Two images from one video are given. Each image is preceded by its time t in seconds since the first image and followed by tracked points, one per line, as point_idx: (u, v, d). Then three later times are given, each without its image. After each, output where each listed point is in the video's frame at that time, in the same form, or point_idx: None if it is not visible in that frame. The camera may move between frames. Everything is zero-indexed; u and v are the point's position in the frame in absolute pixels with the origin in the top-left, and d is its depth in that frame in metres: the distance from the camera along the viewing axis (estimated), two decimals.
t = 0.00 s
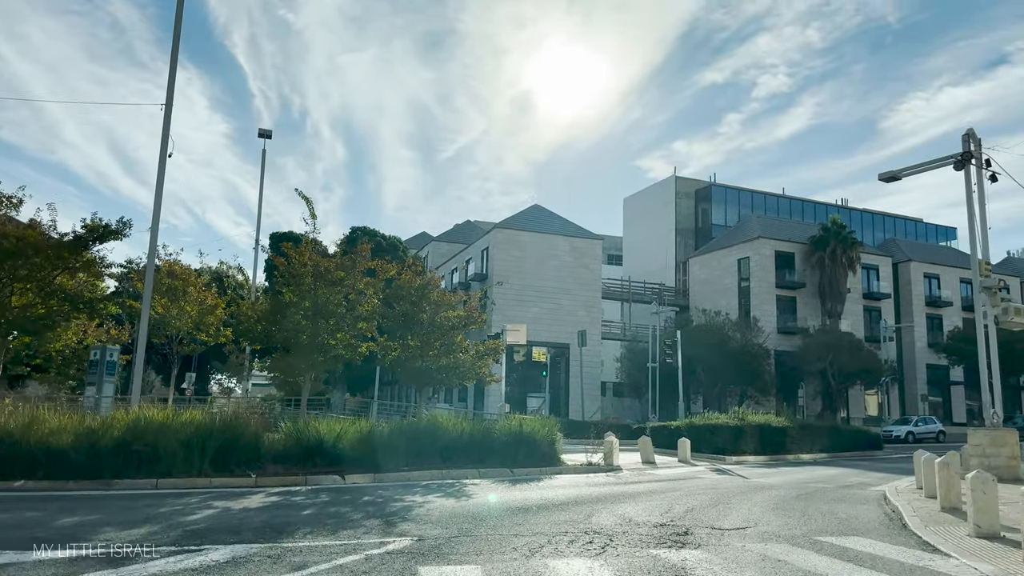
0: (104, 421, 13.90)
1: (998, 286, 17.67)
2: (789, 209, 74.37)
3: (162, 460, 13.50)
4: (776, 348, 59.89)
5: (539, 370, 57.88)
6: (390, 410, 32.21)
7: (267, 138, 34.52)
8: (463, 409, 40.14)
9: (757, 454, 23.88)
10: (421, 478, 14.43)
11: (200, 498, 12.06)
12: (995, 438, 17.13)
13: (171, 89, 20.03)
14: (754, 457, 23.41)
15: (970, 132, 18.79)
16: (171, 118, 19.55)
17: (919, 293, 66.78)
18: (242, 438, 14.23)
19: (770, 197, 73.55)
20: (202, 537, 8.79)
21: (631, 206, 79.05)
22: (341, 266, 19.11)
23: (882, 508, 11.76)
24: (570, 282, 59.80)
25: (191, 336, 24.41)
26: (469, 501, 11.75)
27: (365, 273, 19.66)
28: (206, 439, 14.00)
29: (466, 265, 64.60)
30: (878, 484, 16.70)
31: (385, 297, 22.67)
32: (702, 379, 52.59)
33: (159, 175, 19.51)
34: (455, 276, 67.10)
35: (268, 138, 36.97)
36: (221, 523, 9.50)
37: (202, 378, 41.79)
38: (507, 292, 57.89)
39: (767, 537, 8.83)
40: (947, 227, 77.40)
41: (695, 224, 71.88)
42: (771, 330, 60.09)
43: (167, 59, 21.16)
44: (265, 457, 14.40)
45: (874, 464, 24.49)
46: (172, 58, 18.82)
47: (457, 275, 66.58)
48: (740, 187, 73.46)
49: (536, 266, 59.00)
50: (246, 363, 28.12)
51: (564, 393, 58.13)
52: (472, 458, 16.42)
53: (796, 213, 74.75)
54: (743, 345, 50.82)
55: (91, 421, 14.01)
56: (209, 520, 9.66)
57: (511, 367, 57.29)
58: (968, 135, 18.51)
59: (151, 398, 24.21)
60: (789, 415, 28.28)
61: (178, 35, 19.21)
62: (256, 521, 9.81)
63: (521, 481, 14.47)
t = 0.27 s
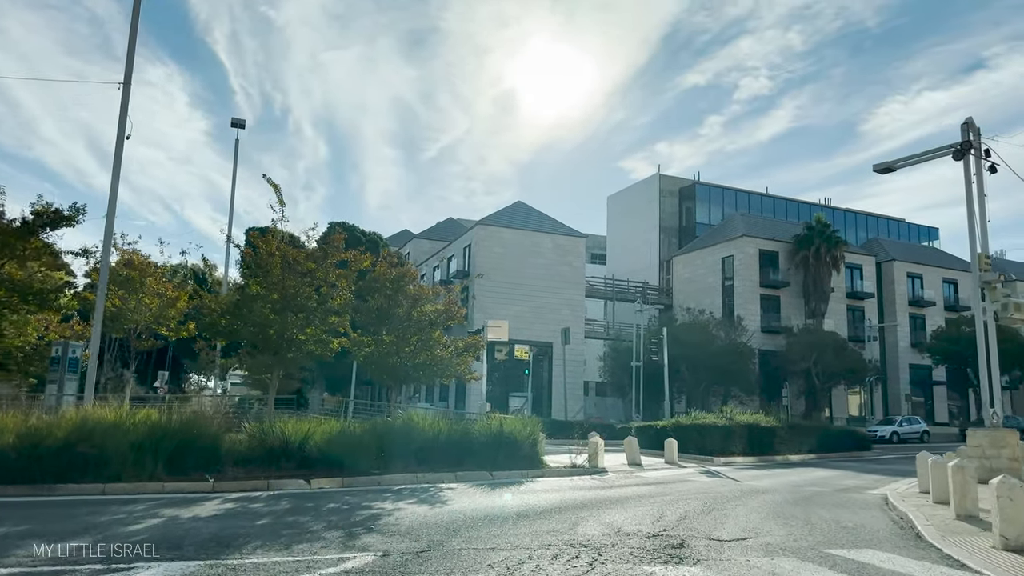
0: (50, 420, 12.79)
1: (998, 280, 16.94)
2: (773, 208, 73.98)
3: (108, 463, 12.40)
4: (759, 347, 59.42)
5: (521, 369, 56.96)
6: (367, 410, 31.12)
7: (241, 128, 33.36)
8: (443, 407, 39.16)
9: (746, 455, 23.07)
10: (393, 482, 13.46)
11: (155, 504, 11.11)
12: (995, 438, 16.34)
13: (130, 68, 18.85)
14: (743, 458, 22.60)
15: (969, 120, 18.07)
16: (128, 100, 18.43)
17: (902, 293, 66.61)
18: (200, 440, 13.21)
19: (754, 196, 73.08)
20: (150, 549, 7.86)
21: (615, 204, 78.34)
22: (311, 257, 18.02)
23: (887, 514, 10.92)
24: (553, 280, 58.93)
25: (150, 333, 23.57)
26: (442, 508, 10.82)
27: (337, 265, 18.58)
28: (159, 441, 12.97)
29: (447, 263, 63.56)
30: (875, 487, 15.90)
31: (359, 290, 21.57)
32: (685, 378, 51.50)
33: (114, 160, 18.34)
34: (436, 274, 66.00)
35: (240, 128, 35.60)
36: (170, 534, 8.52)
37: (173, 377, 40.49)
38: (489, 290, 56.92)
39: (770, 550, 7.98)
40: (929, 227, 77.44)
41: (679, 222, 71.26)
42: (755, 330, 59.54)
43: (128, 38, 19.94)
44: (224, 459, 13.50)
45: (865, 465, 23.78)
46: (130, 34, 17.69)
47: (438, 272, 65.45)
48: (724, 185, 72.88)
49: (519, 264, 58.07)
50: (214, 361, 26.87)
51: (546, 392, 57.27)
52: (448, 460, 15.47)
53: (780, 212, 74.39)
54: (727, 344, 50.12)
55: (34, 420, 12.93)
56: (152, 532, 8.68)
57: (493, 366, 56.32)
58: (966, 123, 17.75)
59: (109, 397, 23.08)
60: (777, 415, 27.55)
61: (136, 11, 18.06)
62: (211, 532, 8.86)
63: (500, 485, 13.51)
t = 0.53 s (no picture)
0: None
1: (998, 275, 16.24)
2: (757, 207, 73.60)
3: (47, 467, 11.31)
4: (743, 346, 58.90)
5: (503, 369, 56.02)
6: (341, 409, 30.01)
7: (212, 118, 32.18)
8: (422, 407, 38.11)
9: (734, 456, 22.30)
10: (361, 488, 12.48)
11: (89, 514, 9.99)
12: (996, 439, 15.61)
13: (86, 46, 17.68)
14: (731, 460, 21.81)
15: (969, 109, 17.40)
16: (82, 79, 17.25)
17: (884, 292, 66.47)
18: (150, 441, 12.14)
19: (737, 195, 72.65)
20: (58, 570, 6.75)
21: (598, 203, 77.62)
22: (278, 247, 16.93)
23: (894, 522, 10.14)
24: (535, 279, 58.07)
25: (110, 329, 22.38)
26: (412, 516, 9.90)
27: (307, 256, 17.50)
28: (105, 445, 11.85)
29: (428, 260, 62.52)
30: (872, 491, 15.13)
31: (330, 284, 20.50)
32: (666, 377, 50.14)
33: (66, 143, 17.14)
34: (417, 272, 64.93)
35: (212, 117, 34.33)
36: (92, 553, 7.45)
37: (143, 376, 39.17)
38: (470, 288, 55.95)
39: (777, 566, 7.12)
40: (911, 227, 77.47)
41: (662, 221, 70.64)
42: (739, 329, 59.01)
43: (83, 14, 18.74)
44: (178, 462, 12.48)
45: (855, 466, 23.10)
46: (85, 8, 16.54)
47: (419, 270, 64.39)
48: (707, 184, 72.37)
49: (500, 261, 57.13)
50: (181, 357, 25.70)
51: (528, 391, 56.38)
52: (422, 462, 14.50)
53: (763, 211, 74.02)
54: (711, 343, 49.36)
55: None
56: (74, 548, 7.61)
57: (475, 365, 55.34)
58: (966, 112, 17.08)
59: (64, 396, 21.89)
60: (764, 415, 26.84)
61: None
62: (144, 549, 7.82)
63: (478, 490, 12.56)
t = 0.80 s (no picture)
0: None
1: (998, 269, 15.59)
2: (740, 206, 73.21)
3: None
4: (726, 346, 58.35)
5: (483, 368, 55.10)
6: (313, 409, 28.89)
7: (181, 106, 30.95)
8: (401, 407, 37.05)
9: (722, 458, 21.56)
10: (325, 494, 11.51)
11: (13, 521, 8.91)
12: (997, 440, 14.94)
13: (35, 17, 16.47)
14: (720, 461, 21.05)
15: (968, 96, 16.72)
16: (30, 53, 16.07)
17: (867, 292, 66.32)
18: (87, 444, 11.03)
19: (720, 193, 72.18)
20: None
21: (580, 200, 76.84)
22: (243, 237, 15.90)
23: (904, 531, 9.36)
24: (516, 276, 57.15)
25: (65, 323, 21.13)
26: (377, 527, 8.94)
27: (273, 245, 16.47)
28: (42, 447, 10.76)
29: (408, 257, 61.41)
30: (869, 495, 14.41)
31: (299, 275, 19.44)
32: (649, 377, 49.41)
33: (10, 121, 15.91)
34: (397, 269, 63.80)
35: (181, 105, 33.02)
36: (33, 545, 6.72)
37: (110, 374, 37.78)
38: (451, 285, 54.95)
39: None
40: (892, 227, 77.50)
41: (645, 219, 70.01)
42: (722, 328, 58.49)
43: None
44: (125, 465, 11.44)
45: (845, 468, 22.46)
46: None
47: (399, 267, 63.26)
48: (690, 182, 71.80)
49: (481, 258, 56.16)
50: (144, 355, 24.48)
51: (509, 391, 55.48)
52: (394, 465, 13.53)
53: (746, 210, 73.63)
54: (694, 341, 48.61)
55: None
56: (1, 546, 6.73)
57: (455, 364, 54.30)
58: (964, 99, 16.40)
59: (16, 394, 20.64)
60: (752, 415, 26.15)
61: None
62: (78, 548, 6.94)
63: (452, 496, 11.63)
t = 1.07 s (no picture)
0: None
1: (997, 262, 14.94)
2: (722, 204, 72.78)
3: None
4: (709, 344, 57.80)
5: (462, 366, 54.16)
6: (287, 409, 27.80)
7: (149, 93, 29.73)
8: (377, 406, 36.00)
9: (708, 458, 20.81)
10: (284, 500, 10.58)
11: None
12: (997, 440, 14.26)
13: None
14: (705, 462, 20.30)
15: (965, 82, 16.07)
16: None
17: (848, 291, 66.14)
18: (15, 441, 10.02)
19: (703, 191, 71.69)
20: None
21: (562, 197, 76.04)
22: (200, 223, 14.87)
23: (914, 541, 8.59)
24: (497, 273, 56.23)
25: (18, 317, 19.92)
26: (337, 538, 8.01)
27: (234, 233, 15.50)
28: None
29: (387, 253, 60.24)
30: (864, 498, 13.66)
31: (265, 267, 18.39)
32: (632, 376, 48.77)
33: None
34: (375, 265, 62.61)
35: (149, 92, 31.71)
36: None
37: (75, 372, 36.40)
38: (430, 282, 53.92)
39: None
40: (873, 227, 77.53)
41: (627, 217, 69.33)
42: (704, 327, 57.94)
43: None
44: (64, 468, 10.38)
45: (833, 469, 21.82)
46: None
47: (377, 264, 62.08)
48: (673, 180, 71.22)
49: (461, 255, 55.16)
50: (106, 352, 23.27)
51: (489, 389, 54.57)
52: (362, 468, 12.55)
53: (729, 208, 73.22)
54: (677, 339, 47.89)
55: None
56: None
57: (434, 363, 53.30)
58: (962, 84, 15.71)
59: None
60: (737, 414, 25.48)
61: None
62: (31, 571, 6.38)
63: (423, 502, 10.72)
